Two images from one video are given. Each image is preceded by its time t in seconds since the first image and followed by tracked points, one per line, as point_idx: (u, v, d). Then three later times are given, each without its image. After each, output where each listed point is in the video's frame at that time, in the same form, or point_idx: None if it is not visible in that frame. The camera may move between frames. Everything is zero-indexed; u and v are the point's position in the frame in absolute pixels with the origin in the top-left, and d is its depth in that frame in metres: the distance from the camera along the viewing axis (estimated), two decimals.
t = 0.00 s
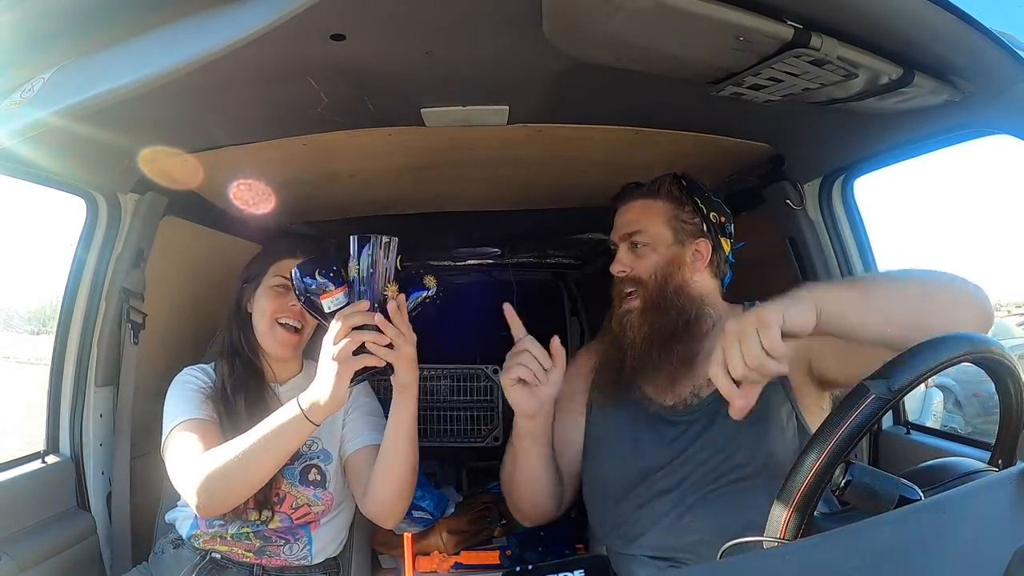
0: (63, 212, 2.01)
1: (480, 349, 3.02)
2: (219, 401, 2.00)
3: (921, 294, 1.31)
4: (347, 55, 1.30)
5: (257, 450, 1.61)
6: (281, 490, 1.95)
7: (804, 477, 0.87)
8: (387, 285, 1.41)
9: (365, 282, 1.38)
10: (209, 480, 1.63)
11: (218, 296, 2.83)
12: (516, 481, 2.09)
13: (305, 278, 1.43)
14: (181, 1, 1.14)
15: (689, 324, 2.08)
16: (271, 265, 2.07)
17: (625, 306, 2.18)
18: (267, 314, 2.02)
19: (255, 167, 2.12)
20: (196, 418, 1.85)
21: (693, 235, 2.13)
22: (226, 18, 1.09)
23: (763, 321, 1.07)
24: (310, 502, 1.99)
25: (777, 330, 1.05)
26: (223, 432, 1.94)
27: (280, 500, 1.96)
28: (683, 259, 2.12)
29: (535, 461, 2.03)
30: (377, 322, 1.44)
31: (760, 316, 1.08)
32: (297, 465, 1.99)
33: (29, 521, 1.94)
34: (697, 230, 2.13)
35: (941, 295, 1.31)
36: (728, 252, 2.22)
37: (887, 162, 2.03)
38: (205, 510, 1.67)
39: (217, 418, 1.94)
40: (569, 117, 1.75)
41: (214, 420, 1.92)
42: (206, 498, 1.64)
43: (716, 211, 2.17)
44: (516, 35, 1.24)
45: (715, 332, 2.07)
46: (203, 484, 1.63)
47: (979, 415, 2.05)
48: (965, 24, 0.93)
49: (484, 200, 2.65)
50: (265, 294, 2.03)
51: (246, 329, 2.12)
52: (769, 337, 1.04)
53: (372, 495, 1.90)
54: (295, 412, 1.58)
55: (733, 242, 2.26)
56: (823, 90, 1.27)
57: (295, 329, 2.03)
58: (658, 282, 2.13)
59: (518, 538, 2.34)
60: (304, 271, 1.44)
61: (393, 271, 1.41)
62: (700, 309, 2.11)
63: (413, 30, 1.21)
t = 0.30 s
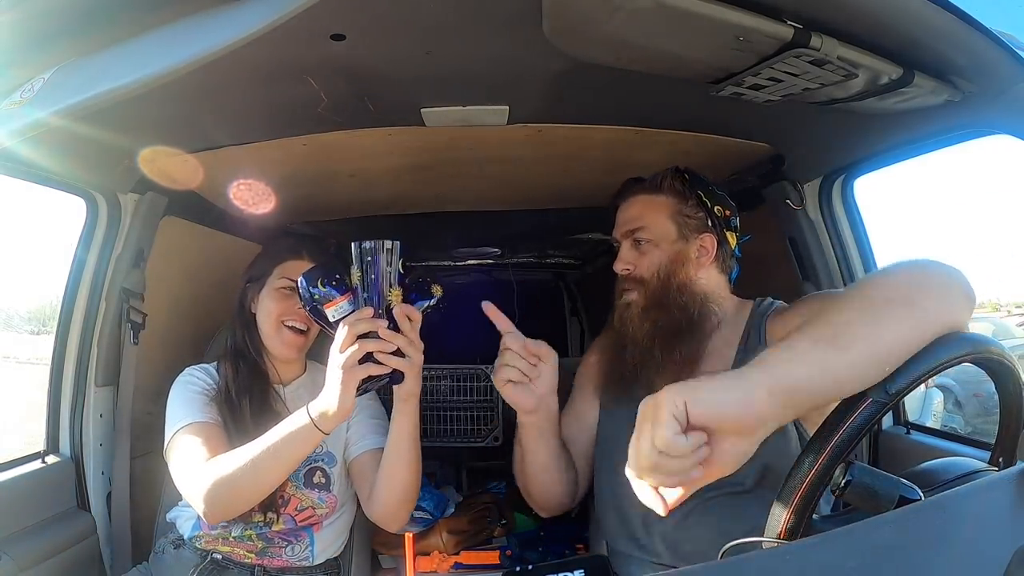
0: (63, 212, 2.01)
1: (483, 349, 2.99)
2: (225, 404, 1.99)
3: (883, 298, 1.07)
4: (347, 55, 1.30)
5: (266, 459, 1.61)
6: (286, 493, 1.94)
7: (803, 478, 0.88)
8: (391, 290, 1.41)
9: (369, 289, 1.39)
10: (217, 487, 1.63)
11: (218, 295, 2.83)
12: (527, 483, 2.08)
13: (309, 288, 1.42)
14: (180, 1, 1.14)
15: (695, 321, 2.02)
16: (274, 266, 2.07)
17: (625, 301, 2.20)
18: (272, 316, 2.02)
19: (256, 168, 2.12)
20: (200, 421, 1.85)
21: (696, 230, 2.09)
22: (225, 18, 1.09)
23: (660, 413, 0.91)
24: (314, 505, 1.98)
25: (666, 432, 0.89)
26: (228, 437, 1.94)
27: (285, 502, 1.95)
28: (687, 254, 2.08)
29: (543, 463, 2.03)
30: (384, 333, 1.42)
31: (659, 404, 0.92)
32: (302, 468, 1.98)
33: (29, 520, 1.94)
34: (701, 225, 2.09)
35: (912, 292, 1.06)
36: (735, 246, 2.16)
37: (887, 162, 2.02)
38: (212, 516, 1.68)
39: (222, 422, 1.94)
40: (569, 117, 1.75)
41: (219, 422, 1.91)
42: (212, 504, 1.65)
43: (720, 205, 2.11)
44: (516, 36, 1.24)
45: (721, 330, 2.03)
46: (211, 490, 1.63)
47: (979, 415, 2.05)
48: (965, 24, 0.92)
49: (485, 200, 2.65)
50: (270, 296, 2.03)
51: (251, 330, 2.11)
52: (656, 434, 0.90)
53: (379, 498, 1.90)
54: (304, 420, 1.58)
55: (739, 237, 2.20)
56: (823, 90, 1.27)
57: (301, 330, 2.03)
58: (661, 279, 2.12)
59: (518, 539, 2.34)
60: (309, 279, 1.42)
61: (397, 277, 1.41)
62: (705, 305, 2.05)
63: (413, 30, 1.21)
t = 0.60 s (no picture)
0: (63, 212, 2.01)
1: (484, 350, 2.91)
2: (226, 411, 1.99)
3: (871, 308, 1.09)
4: (347, 55, 1.30)
5: (275, 476, 1.62)
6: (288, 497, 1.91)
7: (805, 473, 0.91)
8: (401, 312, 1.35)
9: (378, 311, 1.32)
10: (223, 505, 1.63)
11: (218, 295, 2.83)
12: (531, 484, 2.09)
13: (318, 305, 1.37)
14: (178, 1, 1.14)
15: (676, 334, 2.05)
16: (269, 265, 2.07)
17: (608, 314, 2.20)
18: (270, 318, 2.02)
19: (256, 168, 2.12)
20: (204, 432, 1.84)
21: (681, 243, 2.14)
22: (224, 19, 1.09)
23: (774, 484, 0.85)
24: (318, 509, 1.97)
25: (804, 483, 0.86)
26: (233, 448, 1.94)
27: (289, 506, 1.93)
28: (670, 268, 2.13)
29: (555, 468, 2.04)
30: (390, 357, 1.40)
31: (767, 483, 0.85)
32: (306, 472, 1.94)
33: (29, 521, 1.94)
34: (686, 237, 2.14)
35: (905, 299, 1.09)
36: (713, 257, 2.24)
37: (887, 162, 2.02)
38: (217, 532, 1.68)
39: (226, 432, 1.94)
40: (569, 117, 1.75)
41: (221, 431, 1.91)
42: (217, 521, 1.65)
43: (702, 217, 2.19)
44: (516, 35, 1.24)
45: (703, 341, 2.03)
46: (216, 508, 1.64)
47: (979, 415, 2.05)
48: (966, 24, 0.91)
49: (484, 200, 2.65)
50: (265, 297, 2.04)
51: (249, 334, 2.11)
52: (788, 501, 0.84)
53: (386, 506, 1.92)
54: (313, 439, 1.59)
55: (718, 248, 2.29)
56: (823, 90, 1.27)
57: (299, 329, 2.00)
58: (646, 292, 2.14)
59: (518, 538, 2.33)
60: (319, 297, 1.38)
61: (407, 298, 1.34)
62: (687, 317, 2.08)
63: (413, 30, 1.21)
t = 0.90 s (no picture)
0: (63, 212, 2.01)
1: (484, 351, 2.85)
2: (230, 416, 1.98)
3: (880, 301, 1.07)
4: (348, 55, 1.30)
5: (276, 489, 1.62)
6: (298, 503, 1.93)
7: (808, 475, 0.90)
8: (430, 331, 1.36)
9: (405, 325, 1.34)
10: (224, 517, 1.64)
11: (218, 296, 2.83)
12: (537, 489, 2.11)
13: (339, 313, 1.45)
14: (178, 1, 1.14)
15: (680, 331, 2.05)
16: (268, 265, 2.06)
17: (612, 314, 2.17)
18: (268, 321, 2.02)
19: (256, 168, 2.12)
20: (206, 440, 1.85)
21: (678, 240, 2.15)
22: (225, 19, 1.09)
23: (767, 446, 0.76)
24: (325, 515, 1.98)
25: (798, 460, 0.75)
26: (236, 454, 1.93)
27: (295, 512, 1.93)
28: (669, 265, 2.13)
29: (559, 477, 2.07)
30: (409, 373, 1.41)
31: (764, 441, 0.76)
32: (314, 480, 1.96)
33: (28, 521, 1.94)
34: (682, 235, 2.15)
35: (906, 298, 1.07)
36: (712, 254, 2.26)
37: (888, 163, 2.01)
38: (219, 543, 1.70)
39: (230, 439, 1.93)
40: (569, 117, 1.75)
41: (225, 438, 1.92)
42: (218, 533, 1.67)
43: (699, 214, 2.22)
44: (517, 35, 1.24)
45: (705, 338, 2.06)
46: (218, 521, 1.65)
47: (980, 415, 2.04)
48: (965, 24, 0.89)
49: (484, 199, 2.65)
50: (263, 300, 2.03)
51: (249, 335, 2.12)
52: (775, 473, 0.74)
53: (391, 516, 1.99)
54: (315, 451, 1.58)
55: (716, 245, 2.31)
56: (823, 90, 1.27)
57: (298, 331, 2.03)
58: (646, 289, 2.13)
59: (519, 540, 2.32)
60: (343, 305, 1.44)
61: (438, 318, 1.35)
62: (690, 314, 2.08)
63: (413, 30, 1.21)
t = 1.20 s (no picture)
0: (62, 213, 2.01)
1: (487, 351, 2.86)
2: (229, 417, 1.99)
3: (886, 301, 1.07)
4: (348, 55, 1.30)
5: (265, 493, 1.62)
6: (299, 504, 1.94)
7: (807, 476, 0.88)
8: (431, 339, 1.29)
9: (407, 336, 1.25)
10: (218, 525, 1.66)
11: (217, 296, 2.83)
12: (540, 493, 2.12)
13: (318, 313, 1.29)
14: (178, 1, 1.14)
15: (682, 334, 2.05)
16: (266, 267, 2.05)
17: (614, 316, 2.19)
18: (269, 325, 1.99)
19: (256, 168, 2.12)
20: (202, 444, 1.85)
21: (681, 241, 2.15)
22: (226, 19, 1.10)
23: (757, 442, 0.76)
24: (327, 516, 1.99)
25: (789, 454, 0.75)
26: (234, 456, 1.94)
27: (297, 513, 1.94)
28: (672, 267, 2.13)
29: (561, 480, 2.07)
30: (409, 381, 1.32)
31: (752, 436, 0.76)
32: (317, 480, 1.98)
33: (28, 521, 1.94)
34: (685, 236, 2.15)
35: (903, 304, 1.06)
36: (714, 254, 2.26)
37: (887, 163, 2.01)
38: (217, 547, 1.71)
39: (228, 441, 1.94)
40: (569, 117, 1.75)
41: (224, 442, 1.93)
42: (213, 541, 1.69)
43: (700, 213, 2.21)
44: (517, 35, 1.24)
45: (707, 339, 2.05)
46: (213, 529, 1.67)
47: (980, 415, 2.04)
48: (965, 24, 0.89)
49: (484, 199, 2.65)
50: (263, 303, 2.01)
51: (249, 338, 2.11)
52: (766, 468, 0.73)
53: (395, 517, 1.99)
54: (288, 456, 1.58)
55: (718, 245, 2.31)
56: (823, 90, 1.27)
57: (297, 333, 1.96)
58: (649, 291, 2.13)
59: (519, 539, 2.33)
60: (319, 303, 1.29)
61: (438, 324, 1.29)
62: (691, 317, 2.08)
63: (413, 30, 1.21)
